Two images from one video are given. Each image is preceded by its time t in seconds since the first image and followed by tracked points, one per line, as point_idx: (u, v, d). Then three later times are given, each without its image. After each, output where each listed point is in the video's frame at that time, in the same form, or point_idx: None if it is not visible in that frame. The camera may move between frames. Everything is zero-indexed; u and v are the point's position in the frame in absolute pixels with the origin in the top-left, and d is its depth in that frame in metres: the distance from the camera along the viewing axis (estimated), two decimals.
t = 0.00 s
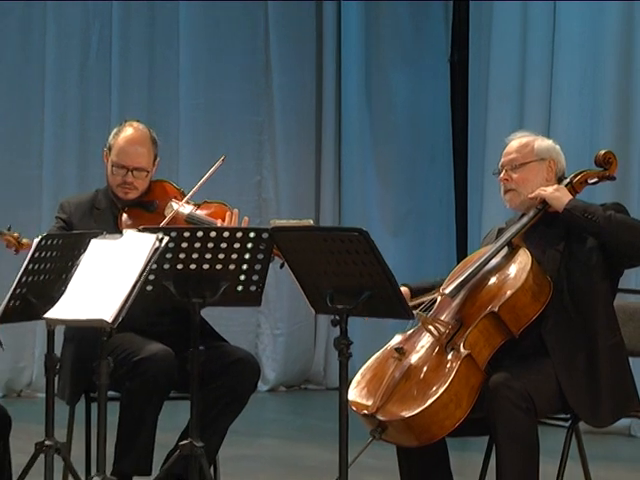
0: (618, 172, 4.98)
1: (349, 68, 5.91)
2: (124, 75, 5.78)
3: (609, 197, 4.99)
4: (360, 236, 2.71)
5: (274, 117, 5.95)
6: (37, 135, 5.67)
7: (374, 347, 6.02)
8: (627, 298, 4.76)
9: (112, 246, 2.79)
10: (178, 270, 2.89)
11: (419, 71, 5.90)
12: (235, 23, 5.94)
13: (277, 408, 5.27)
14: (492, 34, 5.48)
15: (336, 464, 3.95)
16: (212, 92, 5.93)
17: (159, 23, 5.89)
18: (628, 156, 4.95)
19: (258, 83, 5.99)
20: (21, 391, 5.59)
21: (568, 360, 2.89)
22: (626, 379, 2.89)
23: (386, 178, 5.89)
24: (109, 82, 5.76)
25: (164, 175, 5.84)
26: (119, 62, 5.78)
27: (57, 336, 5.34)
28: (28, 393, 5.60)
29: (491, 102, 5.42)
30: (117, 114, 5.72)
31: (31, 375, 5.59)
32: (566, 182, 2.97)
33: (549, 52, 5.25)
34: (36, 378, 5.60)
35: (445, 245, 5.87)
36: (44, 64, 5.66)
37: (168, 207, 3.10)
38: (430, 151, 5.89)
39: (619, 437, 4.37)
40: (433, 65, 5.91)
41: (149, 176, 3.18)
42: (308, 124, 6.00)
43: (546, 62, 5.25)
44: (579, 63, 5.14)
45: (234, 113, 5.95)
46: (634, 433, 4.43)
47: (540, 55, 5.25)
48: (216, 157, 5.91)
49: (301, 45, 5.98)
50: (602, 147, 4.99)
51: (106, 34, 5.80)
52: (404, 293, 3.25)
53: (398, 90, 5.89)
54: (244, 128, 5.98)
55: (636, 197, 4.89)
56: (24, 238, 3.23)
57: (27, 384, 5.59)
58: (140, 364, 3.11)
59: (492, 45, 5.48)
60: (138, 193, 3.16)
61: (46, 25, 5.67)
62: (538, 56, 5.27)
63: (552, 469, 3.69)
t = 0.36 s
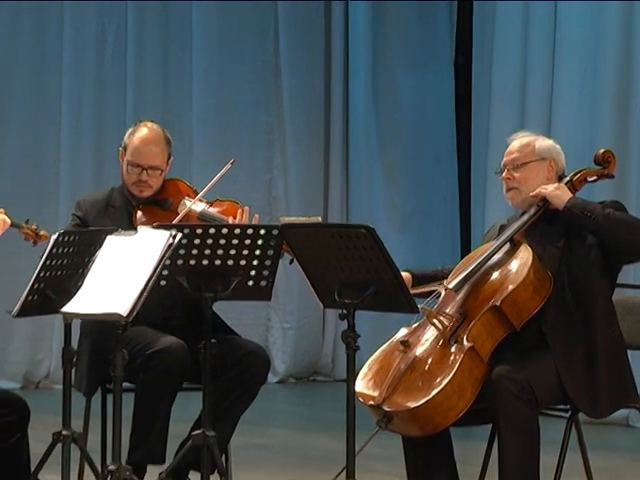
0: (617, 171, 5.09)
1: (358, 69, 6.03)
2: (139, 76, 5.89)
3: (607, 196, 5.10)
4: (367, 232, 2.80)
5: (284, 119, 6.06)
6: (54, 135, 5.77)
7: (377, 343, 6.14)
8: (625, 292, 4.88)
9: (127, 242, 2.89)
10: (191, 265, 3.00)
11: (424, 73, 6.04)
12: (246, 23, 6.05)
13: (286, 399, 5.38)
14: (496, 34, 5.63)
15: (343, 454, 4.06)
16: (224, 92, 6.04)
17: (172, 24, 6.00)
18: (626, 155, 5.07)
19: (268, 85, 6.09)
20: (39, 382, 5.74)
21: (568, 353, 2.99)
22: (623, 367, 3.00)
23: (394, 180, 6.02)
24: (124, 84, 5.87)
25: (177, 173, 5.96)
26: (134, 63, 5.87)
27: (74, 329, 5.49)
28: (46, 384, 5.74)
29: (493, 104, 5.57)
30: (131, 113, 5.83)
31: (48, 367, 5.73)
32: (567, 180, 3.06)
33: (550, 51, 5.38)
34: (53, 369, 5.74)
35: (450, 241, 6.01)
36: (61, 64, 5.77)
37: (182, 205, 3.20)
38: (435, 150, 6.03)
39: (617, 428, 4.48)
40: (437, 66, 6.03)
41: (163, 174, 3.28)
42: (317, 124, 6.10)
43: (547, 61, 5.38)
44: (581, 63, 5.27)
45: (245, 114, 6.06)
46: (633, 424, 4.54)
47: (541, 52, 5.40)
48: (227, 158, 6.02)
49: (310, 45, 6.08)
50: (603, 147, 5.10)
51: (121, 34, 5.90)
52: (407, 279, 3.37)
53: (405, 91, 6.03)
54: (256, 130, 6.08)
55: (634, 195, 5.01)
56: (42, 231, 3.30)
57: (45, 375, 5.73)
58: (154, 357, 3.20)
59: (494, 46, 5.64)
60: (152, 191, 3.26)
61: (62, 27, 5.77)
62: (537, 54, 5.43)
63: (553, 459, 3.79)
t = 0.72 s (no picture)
0: (611, 168, 5.20)
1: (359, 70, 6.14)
2: (149, 76, 6.00)
3: (601, 193, 5.22)
4: (369, 227, 2.90)
5: (289, 119, 6.18)
6: (65, 132, 5.89)
7: (378, 336, 6.30)
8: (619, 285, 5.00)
9: (137, 238, 2.99)
10: (198, 259, 3.10)
11: (425, 74, 6.15)
12: (252, 24, 6.16)
13: (291, 389, 5.50)
14: (494, 35, 5.73)
15: (346, 441, 4.18)
16: (231, 92, 6.15)
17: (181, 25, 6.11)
18: (620, 153, 5.18)
19: (272, 85, 6.22)
20: (51, 372, 5.87)
21: (563, 344, 3.09)
22: (617, 361, 3.08)
23: (395, 178, 6.14)
24: (134, 84, 5.99)
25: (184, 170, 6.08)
26: (144, 64, 5.98)
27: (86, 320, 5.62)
28: (58, 374, 5.87)
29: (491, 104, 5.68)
30: (141, 112, 5.95)
31: (61, 357, 5.86)
32: (562, 177, 3.17)
33: (545, 54, 5.48)
34: (65, 360, 5.87)
35: (450, 239, 6.11)
36: (72, 64, 5.87)
37: (190, 201, 3.31)
38: (435, 150, 6.15)
39: (611, 416, 4.59)
40: (437, 66, 6.14)
41: (172, 171, 3.39)
42: (320, 123, 6.24)
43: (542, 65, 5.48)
44: (574, 65, 5.36)
45: (251, 112, 6.18)
46: (626, 413, 4.66)
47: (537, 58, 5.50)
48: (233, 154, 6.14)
49: (313, 45, 6.22)
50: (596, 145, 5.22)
51: (132, 33, 6.00)
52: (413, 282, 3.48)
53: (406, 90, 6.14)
54: (260, 127, 6.21)
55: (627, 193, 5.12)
56: (54, 236, 3.30)
57: (57, 365, 5.86)
58: (163, 348, 3.32)
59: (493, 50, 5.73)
60: (161, 187, 3.37)
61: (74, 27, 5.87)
62: (533, 57, 5.51)
63: (549, 447, 3.90)
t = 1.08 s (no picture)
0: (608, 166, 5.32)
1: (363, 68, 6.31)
2: (160, 75, 6.10)
3: (598, 190, 5.35)
4: (373, 222, 3.01)
5: (295, 116, 6.33)
6: (79, 126, 5.97)
7: (382, 326, 6.55)
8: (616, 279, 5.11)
9: (147, 232, 3.09)
10: (207, 253, 3.20)
11: (427, 75, 6.32)
12: (259, 24, 6.29)
13: (298, 378, 5.61)
14: (494, 35, 5.87)
15: (351, 429, 4.29)
16: (240, 93, 6.27)
17: (192, 25, 6.21)
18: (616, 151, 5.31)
19: (279, 83, 6.34)
20: (65, 362, 5.98)
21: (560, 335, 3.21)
22: (609, 346, 3.24)
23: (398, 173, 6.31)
24: (146, 82, 6.09)
25: (193, 166, 6.20)
26: (156, 63, 6.09)
27: (98, 311, 5.73)
28: (72, 364, 5.98)
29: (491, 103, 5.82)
30: (152, 111, 6.05)
31: (74, 348, 5.96)
32: (560, 173, 3.26)
33: (545, 53, 5.60)
34: (79, 350, 5.97)
35: (450, 233, 6.24)
36: (86, 65, 5.95)
37: (199, 197, 3.42)
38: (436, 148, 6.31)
39: (607, 406, 4.71)
40: (439, 67, 6.31)
41: (182, 168, 3.50)
42: (326, 123, 6.41)
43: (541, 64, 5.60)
44: (573, 66, 5.48)
45: (258, 112, 6.30)
46: (623, 401, 4.77)
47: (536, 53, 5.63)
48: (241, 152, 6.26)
49: (319, 44, 6.37)
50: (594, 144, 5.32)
51: (144, 33, 6.09)
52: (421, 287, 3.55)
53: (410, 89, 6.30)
54: (268, 127, 6.33)
55: (623, 190, 5.25)
56: (69, 231, 3.41)
57: (71, 356, 5.96)
58: (174, 338, 3.42)
59: (493, 49, 5.86)
60: (172, 183, 3.47)
61: (87, 26, 5.96)
62: (533, 57, 5.64)
63: (548, 435, 4.01)
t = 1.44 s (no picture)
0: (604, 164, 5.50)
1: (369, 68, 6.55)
2: (171, 75, 6.22)
3: (595, 187, 5.52)
4: (377, 217, 3.12)
5: (302, 113, 6.48)
6: (93, 121, 6.06)
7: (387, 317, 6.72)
8: (613, 273, 5.26)
9: (159, 227, 3.19)
10: (216, 247, 3.30)
11: (430, 73, 6.60)
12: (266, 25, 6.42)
13: (305, 368, 5.74)
14: (495, 35, 6.11)
15: (355, 417, 4.41)
16: (248, 93, 6.40)
17: (201, 26, 6.33)
18: (612, 149, 5.48)
19: (285, 83, 6.49)
20: (79, 353, 6.11)
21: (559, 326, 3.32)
22: (604, 338, 3.36)
23: (401, 168, 6.56)
24: (157, 81, 6.20)
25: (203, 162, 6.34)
26: (165, 62, 6.20)
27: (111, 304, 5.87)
28: (85, 355, 6.11)
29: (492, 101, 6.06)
30: (163, 111, 6.18)
31: (87, 339, 6.10)
32: (558, 170, 3.36)
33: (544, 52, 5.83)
34: (92, 341, 6.10)
35: (451, 226, 6.42)
36: (99, 65, 6.05)
37: (208, 193, 3.54)
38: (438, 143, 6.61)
39: (604, 395, 4.85)
40: (442, 70, 6.61)
41: (191, 165, 3.61)
42: (331, 119, 6.56)
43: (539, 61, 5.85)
44: (570, 65, 5.71)
45: (266, 110, 6.44)
46: (618, 390, 4.94)
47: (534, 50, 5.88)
48: (250, 149, 6.41)
49: (324, 45, 6.53)
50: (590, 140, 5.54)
51: (155, 34, 6.21)
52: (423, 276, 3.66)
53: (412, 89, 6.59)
54: (275, 125, 6.47)
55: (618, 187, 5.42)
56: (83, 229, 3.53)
57: (84, 346, 6.10)
58: (184, 330, 3.52)
59: (494, 50, 6.11)
60: (182, 180, 3.58)
61: (100, 25, 6.05)
62: (531, 53, 5.88)
63: (546, 424, 4.12)
